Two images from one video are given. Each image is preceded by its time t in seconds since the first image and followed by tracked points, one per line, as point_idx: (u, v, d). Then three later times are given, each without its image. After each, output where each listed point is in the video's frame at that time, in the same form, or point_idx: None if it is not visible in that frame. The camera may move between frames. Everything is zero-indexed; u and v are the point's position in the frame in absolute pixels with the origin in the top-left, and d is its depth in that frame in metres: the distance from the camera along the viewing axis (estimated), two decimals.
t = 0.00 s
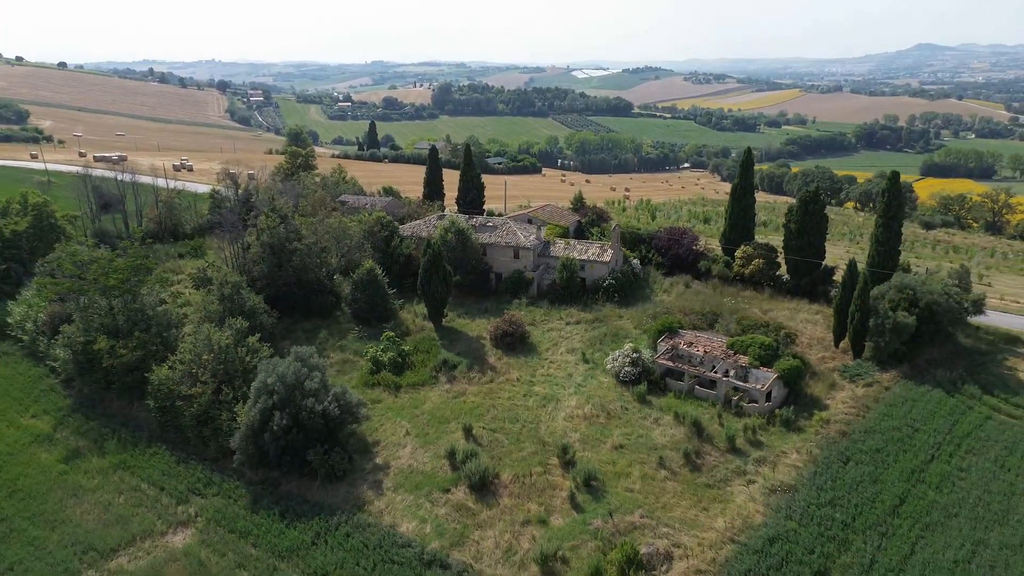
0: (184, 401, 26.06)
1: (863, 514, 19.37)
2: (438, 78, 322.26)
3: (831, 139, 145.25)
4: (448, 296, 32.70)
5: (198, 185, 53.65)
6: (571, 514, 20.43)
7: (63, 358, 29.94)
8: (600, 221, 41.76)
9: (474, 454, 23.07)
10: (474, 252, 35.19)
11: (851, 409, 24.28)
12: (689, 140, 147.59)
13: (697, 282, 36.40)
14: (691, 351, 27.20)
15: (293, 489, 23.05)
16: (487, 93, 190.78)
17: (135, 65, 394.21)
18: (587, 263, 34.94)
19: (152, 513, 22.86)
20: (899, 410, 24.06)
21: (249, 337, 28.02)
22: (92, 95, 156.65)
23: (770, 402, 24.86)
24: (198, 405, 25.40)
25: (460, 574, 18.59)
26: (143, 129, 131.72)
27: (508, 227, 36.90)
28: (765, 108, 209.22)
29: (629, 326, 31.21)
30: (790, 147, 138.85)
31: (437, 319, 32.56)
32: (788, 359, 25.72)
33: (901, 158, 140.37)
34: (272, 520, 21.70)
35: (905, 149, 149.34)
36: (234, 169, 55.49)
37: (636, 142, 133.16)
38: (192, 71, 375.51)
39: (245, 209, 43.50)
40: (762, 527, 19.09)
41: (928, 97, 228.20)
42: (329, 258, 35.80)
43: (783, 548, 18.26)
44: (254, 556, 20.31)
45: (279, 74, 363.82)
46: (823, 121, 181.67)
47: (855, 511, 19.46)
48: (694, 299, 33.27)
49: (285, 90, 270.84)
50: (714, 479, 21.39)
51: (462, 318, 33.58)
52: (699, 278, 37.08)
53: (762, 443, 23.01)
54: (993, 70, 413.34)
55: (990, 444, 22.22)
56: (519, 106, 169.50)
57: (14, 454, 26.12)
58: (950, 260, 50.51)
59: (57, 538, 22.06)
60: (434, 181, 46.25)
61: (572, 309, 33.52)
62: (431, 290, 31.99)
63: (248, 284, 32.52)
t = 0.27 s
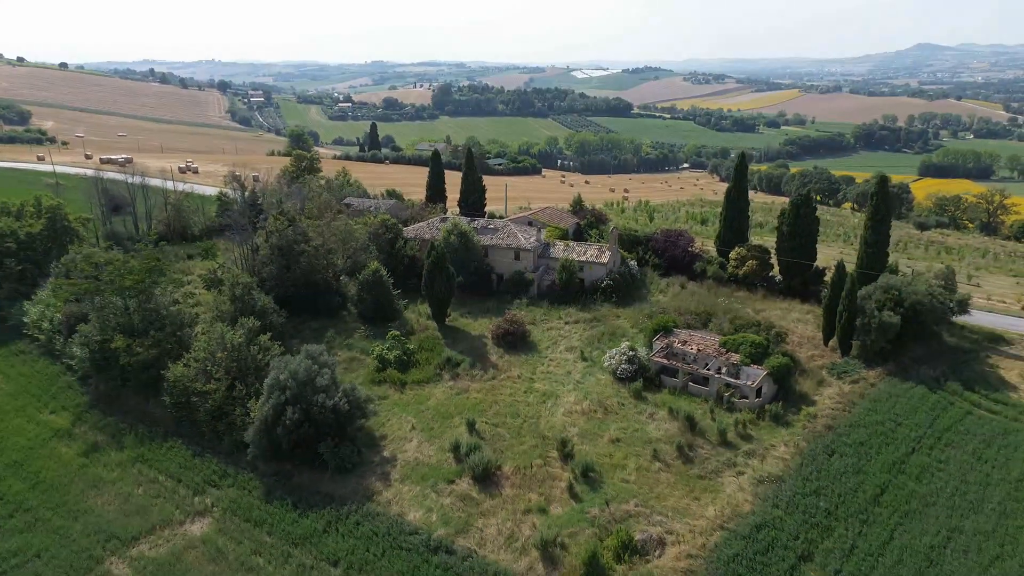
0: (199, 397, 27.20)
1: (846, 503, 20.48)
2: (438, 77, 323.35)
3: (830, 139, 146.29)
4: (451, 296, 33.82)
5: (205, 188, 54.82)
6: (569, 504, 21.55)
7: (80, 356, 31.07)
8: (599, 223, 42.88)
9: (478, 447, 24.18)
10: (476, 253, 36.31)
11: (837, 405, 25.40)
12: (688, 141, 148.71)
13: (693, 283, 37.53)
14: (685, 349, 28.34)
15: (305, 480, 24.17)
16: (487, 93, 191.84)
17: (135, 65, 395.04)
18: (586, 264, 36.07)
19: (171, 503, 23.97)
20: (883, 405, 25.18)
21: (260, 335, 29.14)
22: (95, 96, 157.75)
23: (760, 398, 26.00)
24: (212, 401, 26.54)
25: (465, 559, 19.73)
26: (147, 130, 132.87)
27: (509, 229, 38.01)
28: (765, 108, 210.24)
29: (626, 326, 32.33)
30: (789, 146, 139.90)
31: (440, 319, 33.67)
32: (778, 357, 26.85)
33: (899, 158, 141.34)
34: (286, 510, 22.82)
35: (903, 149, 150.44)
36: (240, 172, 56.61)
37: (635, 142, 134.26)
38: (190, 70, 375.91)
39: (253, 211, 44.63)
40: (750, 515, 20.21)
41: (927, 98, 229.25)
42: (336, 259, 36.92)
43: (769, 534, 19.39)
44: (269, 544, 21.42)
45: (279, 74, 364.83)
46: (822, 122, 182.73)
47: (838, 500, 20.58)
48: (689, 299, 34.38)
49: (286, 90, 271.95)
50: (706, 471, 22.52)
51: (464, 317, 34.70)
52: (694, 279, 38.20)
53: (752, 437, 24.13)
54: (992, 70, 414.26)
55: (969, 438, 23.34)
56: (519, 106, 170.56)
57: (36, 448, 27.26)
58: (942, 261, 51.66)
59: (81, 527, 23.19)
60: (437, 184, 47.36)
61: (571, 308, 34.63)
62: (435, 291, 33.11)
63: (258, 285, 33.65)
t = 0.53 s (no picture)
0: (213, 394, 28.32)
1: (831, 493, 21.59)
2: (438, 77, 324.75)
3: (828, 140, 147.36)
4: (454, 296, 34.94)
5: (212, 191, 55.94)
6: (568, 494, 22.68)
7: (96, 355, 32.19)
8: (597, 225, 44.02)
9: (481, 440, 25.31)
10: (478, 255, 37.44)
11: (825, 401, 26.51)
12: (687, 141, 149.74)
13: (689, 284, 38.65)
14: (680, 348, 29.51)
15: (316, 472, 25.28)
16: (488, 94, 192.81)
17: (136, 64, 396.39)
18: (585, 265, 37.17)
19: (187, 494, 25.08)
20: (869, 401, 26.30)
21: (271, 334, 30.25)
22: (97, 97, 158.76)
23: (751, 394, 27.15)
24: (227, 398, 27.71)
25: (470, 545, 20.84)
26: (150, 132, 133.95)
27: (510, 232, 39.12)
28: (764, 108, 211.34)
29: (623, 325, 33.43)
30: (788, 146, 140.97)
31: (444, 319, 34.82)
32: (768, 355, 27.99)
33: (897, 159, 142.33)
34: (299, 501, 23.95)
35: (901, 150, 151.56)
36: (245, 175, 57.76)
37: (635, 143, 134.79)
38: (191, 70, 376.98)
39: (260, 213, 45.74)
40: (740, 504, 21.32)
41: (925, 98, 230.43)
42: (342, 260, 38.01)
43: (757, 522, 20.51)
44: (284, 533, 22.55)
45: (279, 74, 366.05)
46: (821, 122, 183.44)
47: (824, 491, 21.68)
48: (685, 299, 35.50)
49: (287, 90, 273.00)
50: (699, 463, 23.63)
51: (467, 317, 35.85)
52: (690, 279, 39.30)
53: (743, 431, 25.24)
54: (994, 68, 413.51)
55: (950, 432, 24.46)
56: (520, 106, 171.59)
57: (56, 442, 28.38)
58: (934, 262, 52.75)
59: (102, 517, 24.31)
60: (440, 187, 48.45)
61: (572, 308, 35.75)
62: (438, 292, 34.24)
63: (267, 285, 34.78)
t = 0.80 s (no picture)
0: (226, 390, 29.45)
1: (817, 484, 22.72)
2: (438, 77, 325.59)
3: (826, 140, 148.42)
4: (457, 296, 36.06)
5: (218, 193, 57.02)
6: (567, 485, 23.80)
7: (111, 353, 33.31)
8: (596, 227, 45.15)
9: (484, 434, 26.43)
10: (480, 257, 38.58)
11: (814, 397, 27.66)
12: (686, 142, 150.70)
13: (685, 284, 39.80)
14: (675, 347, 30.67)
15: (326, 465, 26.40)
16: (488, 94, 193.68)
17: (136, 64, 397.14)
18: (584, 266, 38.30)
19: (203, 486, 26.20)
20: (856, 397, 27.44)
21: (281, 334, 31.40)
22: (100, 99, 159.74)
23: (743, 391, 28.28)
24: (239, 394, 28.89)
25: (474, 533, 21.97)
26: (153, 132, 134.90)
27: (511, 233, 40.24)
28: (764, 108, 212.40)
29: (621, 325, 34.55)
30: (787, 147, 142.04)
31: (447, 318, 35.97)
32: (760, 353, 29.14)
33: (895, 159, 143.36)
34: (310, 492, 25.08)
35: (898, 151, 152.63)
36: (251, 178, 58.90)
37: (635, 143, 135.77)
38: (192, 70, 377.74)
39: (267, 215, 46.84)
40: (730, 494, 22.46)
41: (924, 99, 231.46)
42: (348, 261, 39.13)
43: (747, 511, 21.63)
44: (296, 522, 23.68)
45: (280, 73, 366.86)
46: (820, 123, 184.52)
47: (810, 482, 22.81)
48: (681, 299, 36.63)
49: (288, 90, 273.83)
50: (692, 456, 24.77)
51: (469, 317, 36.99)
52: (686, 280, 40.43)
53: (735, 426, 26.37)
54: (993, 68, 414.52)
55: (932, 426, 25.59)
56: (520, 107, 172.52)
57: (74, 437, 29.50)
58: (926, 263, 53.87)
59: (122, 508, 25.44)
60: (442, 190, 49.59)
61: (571, 308, 36.86)
62: (442, 292, 35.34)
63: (276, 286, 35.89)
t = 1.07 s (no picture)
0: (238, 388, 30.57)
1: (804, 476, 23.83)
2: (438, 77, 326.46)
3: (825, 141, 149.45)
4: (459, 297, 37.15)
5: (225, 195, 58.11)
6: (567, 478, 24.91)
7: (125, 352, 34.42)
8: (595, 230, 46.28)
9: (487, 429, 27.54)
10: (482, 259, 39.68)
11: (804, 394, 28.77)
12: (686, 142, 151.62)
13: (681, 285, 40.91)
14: (671, 346, 31.80)
15: (335, 459, 27.52)
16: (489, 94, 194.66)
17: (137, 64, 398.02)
18: (583, 268, 39.39)
19: (217, 479, 27.31)
20: (844, 394, 28.55)
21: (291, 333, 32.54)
22: (103, 100, 160.81)
23: (736, 388, 29.37)
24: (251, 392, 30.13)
25: (477, 523, 23.08)
26: (156, 133, 135.95)
27: (512, 236, 41.33)
28: (763, 108, 213.15)
29: (619, 324, 35.66)
30: (786, 147, 142.97)
31: (450, 318, 37.08)
32: (752, 352, 30.27)
33: (893, 160, 144.37)
34: (320, 484, 26.17)
35: (897, 152, 153.62)
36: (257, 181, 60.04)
37: (635, 144, 136.78)
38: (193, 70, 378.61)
39: (274, 217, 47.96)
40: (722, 486, 23.57)
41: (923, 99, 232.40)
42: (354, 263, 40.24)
43: (737, 502, 22.74)
44: (308, 513, 24.79)
45: (280, 74, 367.86)
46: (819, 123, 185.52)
47: (798, 474, 23.92)
48: (677, 300, 37.75)
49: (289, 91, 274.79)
50: (686, 450, 25.88)
51: (472, 317, 38.10)
52: (683, 281, 41.53)
53: (728, 422, 27.48)
54: (992, 69, 415.43)
55: (917, 422, 26.70)
56: (521, 107, 173.50)
57: (91, 433, 30.61)
58: (919, 264, 54.97)
59: (140, 499, 26.56)
60: (445, 192, 50.70)
61: (571, 309, 37.96)
62: (445, 293, 36.44)
63: (284, 287, 37.00)
